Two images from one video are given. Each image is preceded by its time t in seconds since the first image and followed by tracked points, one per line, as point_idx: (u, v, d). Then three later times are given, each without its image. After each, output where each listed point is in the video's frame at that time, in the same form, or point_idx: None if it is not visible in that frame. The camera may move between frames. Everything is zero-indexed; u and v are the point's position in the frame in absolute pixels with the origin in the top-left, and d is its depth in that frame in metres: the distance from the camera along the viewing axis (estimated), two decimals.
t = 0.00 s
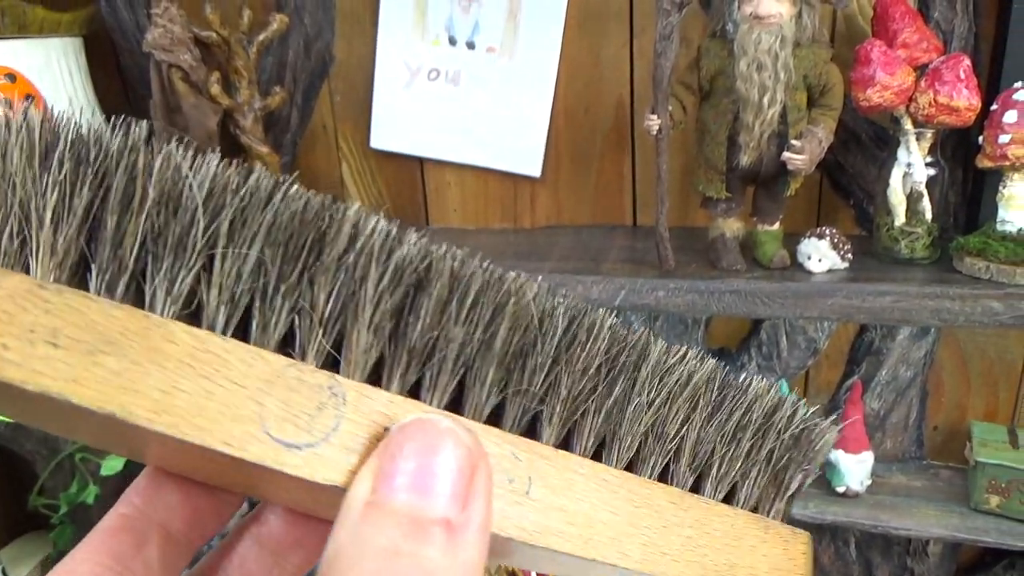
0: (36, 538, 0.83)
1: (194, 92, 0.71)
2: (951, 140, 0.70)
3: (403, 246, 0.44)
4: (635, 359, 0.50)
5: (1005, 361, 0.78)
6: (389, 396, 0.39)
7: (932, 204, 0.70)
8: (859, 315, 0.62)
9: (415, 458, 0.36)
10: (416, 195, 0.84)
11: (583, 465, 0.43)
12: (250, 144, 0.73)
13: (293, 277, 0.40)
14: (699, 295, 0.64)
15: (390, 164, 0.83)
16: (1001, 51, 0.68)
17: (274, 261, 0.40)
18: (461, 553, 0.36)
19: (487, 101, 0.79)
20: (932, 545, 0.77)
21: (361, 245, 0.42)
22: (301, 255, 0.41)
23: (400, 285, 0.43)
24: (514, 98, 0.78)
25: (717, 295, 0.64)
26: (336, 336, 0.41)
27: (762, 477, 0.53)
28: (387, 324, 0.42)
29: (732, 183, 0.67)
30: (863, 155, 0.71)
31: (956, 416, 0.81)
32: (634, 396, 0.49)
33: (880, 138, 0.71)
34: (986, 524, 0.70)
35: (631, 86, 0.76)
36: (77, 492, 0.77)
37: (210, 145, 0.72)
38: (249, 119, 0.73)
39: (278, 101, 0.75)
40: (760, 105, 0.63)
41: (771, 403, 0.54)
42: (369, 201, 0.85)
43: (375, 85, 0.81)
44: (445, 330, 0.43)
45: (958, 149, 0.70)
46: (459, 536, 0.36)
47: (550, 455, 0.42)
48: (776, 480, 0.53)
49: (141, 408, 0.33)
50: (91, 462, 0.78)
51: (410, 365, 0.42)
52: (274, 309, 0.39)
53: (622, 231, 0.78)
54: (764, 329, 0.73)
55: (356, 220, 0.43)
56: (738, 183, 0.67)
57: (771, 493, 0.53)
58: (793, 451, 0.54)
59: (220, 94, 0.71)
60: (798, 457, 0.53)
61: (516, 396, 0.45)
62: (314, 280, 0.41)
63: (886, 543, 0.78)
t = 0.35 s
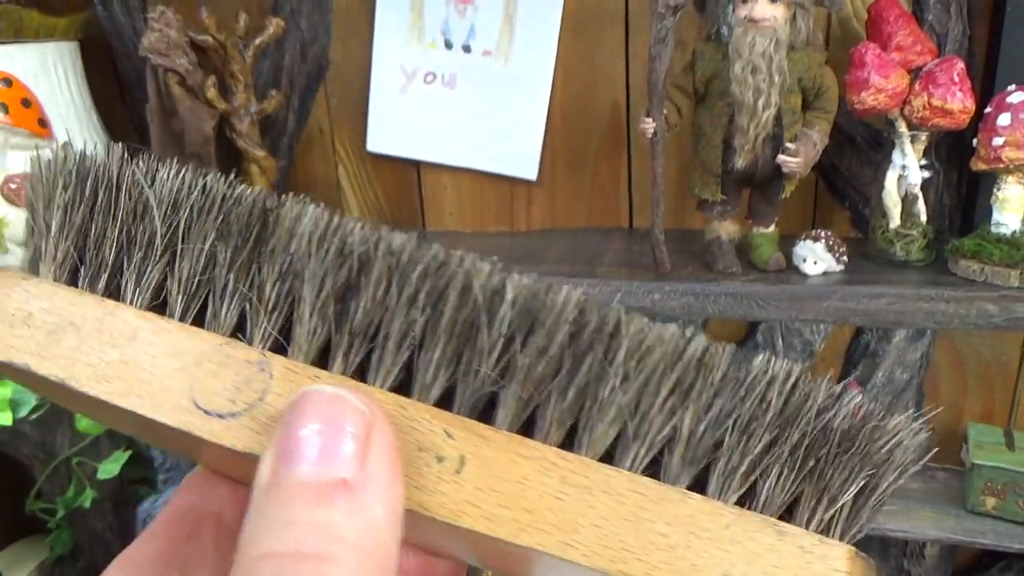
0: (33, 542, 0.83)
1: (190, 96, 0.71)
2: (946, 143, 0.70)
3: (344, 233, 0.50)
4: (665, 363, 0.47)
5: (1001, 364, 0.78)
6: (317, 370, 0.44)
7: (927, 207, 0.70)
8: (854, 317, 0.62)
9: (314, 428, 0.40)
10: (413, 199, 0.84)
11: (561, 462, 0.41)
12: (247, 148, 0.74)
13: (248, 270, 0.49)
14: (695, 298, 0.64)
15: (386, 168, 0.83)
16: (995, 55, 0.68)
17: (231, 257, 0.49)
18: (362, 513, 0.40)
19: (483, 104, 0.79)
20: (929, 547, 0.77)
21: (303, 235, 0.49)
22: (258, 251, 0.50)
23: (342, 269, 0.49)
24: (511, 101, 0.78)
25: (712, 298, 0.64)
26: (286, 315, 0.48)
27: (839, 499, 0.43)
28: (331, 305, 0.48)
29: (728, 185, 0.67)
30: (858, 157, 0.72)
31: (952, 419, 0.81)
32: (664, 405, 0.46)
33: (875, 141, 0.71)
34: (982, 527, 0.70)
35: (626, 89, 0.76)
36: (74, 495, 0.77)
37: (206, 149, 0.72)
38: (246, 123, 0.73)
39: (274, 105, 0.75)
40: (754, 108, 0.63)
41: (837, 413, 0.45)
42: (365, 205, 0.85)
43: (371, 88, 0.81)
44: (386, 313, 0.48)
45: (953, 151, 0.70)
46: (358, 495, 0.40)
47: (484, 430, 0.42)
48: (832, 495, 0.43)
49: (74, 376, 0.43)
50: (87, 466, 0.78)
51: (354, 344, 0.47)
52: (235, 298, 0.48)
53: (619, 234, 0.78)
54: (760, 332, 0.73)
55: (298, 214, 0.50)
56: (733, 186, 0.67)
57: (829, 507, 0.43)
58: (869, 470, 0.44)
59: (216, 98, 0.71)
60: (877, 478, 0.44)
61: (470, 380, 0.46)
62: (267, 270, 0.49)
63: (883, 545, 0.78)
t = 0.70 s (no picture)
0: (26, 545, 0.82)
1: (187, 99, 0.71)
2: (943, 148, 0.70)
3: (264, 226, 0.50)
4: (562, 325, 0.45)
5: (997, 369, 0.78)
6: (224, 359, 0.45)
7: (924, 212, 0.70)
8: (850, 323, 0.62)
9: (180, 408, 0.42)
10: (411, 203, 0.84)
11: (492, 462, 0.39)
12: (244, 151, 0.74)
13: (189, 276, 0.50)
14: (691, 303, 0.64)
15: (384, 171, 0.83)
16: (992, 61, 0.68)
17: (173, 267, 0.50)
18: (227, 479, 0.42)
19: (480, 108, 0.79)
20: (926, 552, 0.77)
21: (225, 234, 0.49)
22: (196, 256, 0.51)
23: (263, 261, 0.49)
24: (508, 106, 0.78)
25: (709, 303, 0.64)
26: (218, 315, 0.49)
27: (806, 501, 0.40)
28: (254, 297, 0.48)
29: (725, 190, 0.67)
30: (855, 162, 0.72)
31: (949, 424, 0.81)
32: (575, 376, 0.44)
33: (873, 146, 0.71)
34: (978, 532, 0.70)
35: (623, 94, 0.77)
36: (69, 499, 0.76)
37: (203, 152, 0.72)
38: (242, 126, 0.73)
39: (271, 108, 0.75)
40: (751, 113, 0.63)
41: (789, 383, 0.41)
42: (363, 208, 0.85)
43: (369, 92, 0.81)
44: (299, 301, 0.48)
45: (950, 157, 0.70)
46: (220, 464, 0.42)
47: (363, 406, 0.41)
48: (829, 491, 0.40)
49: (60, 373, 0.47)
50: (83, 468, 0.77)
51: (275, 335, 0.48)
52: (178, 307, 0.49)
53: (616, 238, 0.78)
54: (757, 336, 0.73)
55: (224, 214, 0.51)
56: (730, 191, 0.67)
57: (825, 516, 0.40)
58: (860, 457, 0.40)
59: (213, 101, 0.71)
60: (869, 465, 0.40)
61: (367, 359, 0.45)
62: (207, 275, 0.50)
63: (880, 550, 0.78)
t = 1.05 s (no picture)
0: (21, 546, 0.82)
1: (184, 101, 0.70)
2: (940, 151, 0.70)
3: (242, 240, 0.45)
4: (382, 308, 0.36)
5: (995, 372, 0.78)
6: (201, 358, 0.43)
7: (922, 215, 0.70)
8: (847, 326, 0.62)
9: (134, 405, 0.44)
10: (408, 204, 0.84)
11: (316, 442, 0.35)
12: (240, 152, 0.73)
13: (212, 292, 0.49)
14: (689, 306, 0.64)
15: (381, 172, 0.83)
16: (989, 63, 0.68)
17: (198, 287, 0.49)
18: (156, 466, 0.42)
19: (478, 110, 0.79)
20: (923, 555, 0.77)
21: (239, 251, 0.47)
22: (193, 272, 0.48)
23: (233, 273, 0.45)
24: (506, 108, 0.78)
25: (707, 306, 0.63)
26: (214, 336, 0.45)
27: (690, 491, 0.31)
28: (231, 314, 0.44)
29: (722, 193, 0.67)
30: (853, 165, 0.71)
31: (946, 427, 0.81)
32: (394, 353, 0.35)
33: (870, 149, 0.71)
34: (976, 535, 0.70)
35: (621, 97, 0.77)
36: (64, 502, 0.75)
37: (200, 153, 0.72)
38: (239, 127, 0.73)
39: (268, 109, 0.75)
40: (749, 116, 0.63)
41: (672, 343, 0.29)
42: (360, 210, 0.84)
43: (366, 93, 0.81)
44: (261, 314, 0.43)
45: (948, 159, 0.70)
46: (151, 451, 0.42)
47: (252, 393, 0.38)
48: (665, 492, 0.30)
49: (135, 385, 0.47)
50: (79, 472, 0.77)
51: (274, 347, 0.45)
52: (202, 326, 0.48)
53: (613, 241, 0.78)
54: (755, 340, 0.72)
55: (215, 228, 0.46)
56: (728, 194, 0.67)
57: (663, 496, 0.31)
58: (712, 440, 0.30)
59: (210, 102, 0.71)
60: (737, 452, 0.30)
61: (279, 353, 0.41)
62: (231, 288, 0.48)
63: (878, 553, 0.78)
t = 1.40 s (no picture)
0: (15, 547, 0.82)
1: (179, 99, 0.70)
2: (937, 149, 0.70)
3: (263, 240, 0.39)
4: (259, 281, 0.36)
5: (992, 371, 0.78)
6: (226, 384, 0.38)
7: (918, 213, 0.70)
8: (843, 325, 0.62)
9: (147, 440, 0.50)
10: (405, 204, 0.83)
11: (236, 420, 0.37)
12: (236, 151, 0.73)
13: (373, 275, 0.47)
14: (685, 305, 0.63)
15: (377, 171, 0.83)
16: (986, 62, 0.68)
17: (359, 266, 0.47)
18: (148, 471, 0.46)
19: (474, 108, 0.79)
20: (920, 555, 0.77)
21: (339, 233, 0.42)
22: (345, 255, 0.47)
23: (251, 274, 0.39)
24: (503, 106, 0.78)
25: (703, 305, 0.63)
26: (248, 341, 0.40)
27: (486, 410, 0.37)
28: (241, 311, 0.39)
29: (718, 192, 0.67)
30: (850, 164, 0.71)
31: (943, 426, 0.80)
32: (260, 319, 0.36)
33: (867, 147, 0.70)
34: (973, 535, 0.69)
35: (617, 96, 0.77)
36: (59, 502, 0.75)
37: (195, 152, 0.71)
38: (235, 126, 0.73)
39: (264, 108, 0.75)
40: (745, 114, 0.63)
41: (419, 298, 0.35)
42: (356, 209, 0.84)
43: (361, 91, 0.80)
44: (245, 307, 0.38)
45: (945, 157, 0.70)
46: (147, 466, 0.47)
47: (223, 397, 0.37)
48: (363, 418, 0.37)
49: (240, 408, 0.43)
50: (74, 471, 0.76)
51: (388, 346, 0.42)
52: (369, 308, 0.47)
53: (610, 240, 0.78)
54: (752, 339, 0.73)
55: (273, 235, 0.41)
56: (724, 192, 0.67)
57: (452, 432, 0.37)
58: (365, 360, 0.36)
59: (206, 101, 0.71)
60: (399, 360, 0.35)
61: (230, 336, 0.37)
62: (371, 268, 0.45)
63: (874, 552, 0.77)
